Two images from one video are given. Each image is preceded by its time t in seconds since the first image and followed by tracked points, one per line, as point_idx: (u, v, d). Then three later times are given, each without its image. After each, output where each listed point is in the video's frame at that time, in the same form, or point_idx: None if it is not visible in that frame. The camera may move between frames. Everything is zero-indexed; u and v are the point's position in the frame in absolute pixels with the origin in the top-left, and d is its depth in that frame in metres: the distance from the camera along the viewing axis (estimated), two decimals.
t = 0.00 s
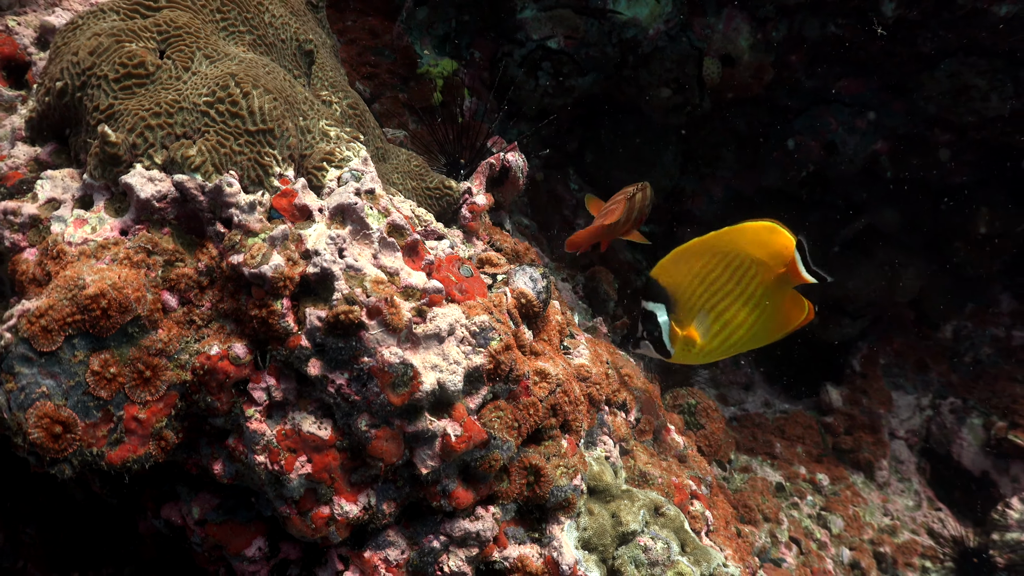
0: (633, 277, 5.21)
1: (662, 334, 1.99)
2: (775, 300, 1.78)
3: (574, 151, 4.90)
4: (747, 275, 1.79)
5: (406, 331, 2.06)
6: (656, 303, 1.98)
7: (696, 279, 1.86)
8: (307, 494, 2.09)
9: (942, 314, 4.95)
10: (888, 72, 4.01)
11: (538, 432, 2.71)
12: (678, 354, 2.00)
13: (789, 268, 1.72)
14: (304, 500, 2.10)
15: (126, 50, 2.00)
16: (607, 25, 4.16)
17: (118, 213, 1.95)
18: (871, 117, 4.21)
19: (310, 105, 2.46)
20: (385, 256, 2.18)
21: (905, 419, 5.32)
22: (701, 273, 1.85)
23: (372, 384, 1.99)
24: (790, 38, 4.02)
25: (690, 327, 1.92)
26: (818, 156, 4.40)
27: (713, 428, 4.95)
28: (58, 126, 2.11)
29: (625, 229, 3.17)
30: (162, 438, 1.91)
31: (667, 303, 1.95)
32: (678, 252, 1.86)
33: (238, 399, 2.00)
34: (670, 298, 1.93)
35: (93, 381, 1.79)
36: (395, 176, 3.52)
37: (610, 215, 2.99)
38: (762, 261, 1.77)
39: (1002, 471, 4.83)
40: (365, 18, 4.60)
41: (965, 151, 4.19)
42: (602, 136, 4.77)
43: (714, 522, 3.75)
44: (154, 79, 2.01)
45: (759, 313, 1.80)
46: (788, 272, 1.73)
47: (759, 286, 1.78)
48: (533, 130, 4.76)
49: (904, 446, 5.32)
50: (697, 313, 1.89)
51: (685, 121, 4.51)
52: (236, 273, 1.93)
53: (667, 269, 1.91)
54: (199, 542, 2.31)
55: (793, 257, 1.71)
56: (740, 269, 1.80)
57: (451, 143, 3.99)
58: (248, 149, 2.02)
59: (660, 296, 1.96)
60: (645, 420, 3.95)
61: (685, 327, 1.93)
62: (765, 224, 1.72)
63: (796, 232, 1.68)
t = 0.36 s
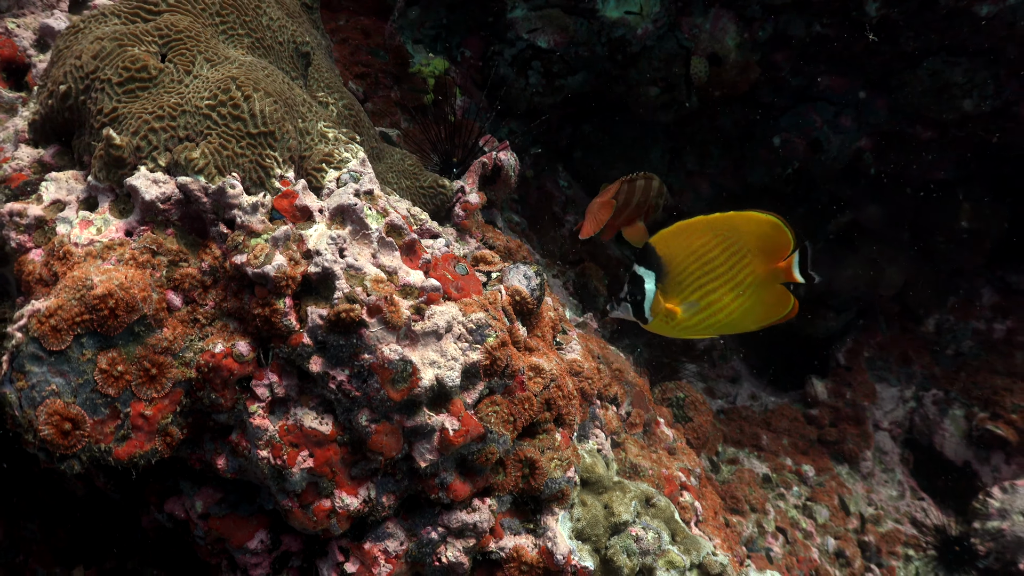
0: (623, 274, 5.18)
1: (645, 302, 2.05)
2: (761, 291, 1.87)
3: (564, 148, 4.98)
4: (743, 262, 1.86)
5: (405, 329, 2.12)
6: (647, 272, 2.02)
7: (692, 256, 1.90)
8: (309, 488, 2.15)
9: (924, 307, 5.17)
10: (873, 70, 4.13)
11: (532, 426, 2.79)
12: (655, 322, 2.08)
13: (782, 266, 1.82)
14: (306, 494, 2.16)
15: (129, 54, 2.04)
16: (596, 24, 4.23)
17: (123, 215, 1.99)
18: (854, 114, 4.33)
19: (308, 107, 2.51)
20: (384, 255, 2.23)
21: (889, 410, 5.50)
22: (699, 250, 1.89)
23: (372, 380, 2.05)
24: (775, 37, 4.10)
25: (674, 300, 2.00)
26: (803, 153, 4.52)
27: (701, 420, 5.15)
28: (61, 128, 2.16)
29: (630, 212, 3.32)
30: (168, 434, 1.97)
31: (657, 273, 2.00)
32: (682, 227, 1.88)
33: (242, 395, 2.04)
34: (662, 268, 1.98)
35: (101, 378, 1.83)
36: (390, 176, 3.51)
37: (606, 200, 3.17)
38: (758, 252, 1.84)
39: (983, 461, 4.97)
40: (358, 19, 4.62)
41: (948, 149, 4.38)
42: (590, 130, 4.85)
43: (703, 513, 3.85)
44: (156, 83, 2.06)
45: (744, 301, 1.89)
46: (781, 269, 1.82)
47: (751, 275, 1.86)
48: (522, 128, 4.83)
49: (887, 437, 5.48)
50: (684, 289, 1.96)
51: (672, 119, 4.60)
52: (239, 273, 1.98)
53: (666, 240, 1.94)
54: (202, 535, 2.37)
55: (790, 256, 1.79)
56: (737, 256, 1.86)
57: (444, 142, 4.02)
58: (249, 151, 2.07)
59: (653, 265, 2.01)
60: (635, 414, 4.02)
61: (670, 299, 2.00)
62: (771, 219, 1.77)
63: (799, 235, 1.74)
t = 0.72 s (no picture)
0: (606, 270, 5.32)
1: (628, 282, 2.08)
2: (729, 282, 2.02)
3: (550, 147, 5.14)
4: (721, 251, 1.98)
5: (397, 323, 2.17)
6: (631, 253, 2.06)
7: (678, 241, 1.99)
8: (304, 478, 2.22)
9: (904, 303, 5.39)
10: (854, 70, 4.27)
11: (521, 418, 2.87)
12: (631, 303, 2.12)
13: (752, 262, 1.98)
14: (301, 484, 2.23)
15: (126, 55, 2.10)
16: (581, 24, 4.31)
17: (121, 212, 2.04)
18: (835, 113, 4.50)
19: (301, 107, 2.57)
20: (377, 251, 2.29)
21: (869, 403, 5.69)
22: (683, 236, 1.98)
23: (366, 373, 2.11)
24: (758, 38, 4.23)
25: (655, 283, 2.06)
26: (786, 151, 4.69)
27: (684, 413, 5.31)
28: (60, 127, 2.22)
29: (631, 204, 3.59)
30: (166, 426, 2.02)
31: (642, 254, 2.04)
32: (669, 210, 1.97)
33: (238, 388, 2.11)
34: (646, 250, 2.03)
35: (102, 372, 1.88)
36: (380, 174, 3.56)
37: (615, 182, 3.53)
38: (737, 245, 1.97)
39: (960, 453, 5.22)
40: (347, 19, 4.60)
41: (928, 147, 4.50)
42: (577, 130, 4.99)
43: (687, 503, 3.98)
44: (153, 83, 2.11)
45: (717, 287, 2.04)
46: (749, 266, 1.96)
47: (725, 265, 2.00)
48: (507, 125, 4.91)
49: (867, 430, 5.65)
50: (667, 272, 2.04)
51: (657, 116, 4.71)
52: (236, 269, 2.03)
53: (654, 223, 1.99)
54: (198, 525, 2.42)
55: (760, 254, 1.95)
56: (717, 245, 1.98)
57: (433, 140, 4.07)
58: (245, 150, 2.12)
59: (639, 246, 2.04)
60: (621, 407, 4.08)
61: (652, 281, 2.06)
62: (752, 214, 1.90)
63: (775, 239, 1.88)
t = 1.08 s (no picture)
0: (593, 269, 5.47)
1: (620, 284, 2.18)
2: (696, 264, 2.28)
3: (538, 145, 5.12)
4: (696, 243, 2.20)
5: (390, 316, 2.24)
6: (624, 256, 2.16)
7: (666, 241, 2.13)
8: (298, 468, 2.27)
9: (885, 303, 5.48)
10: (834, 73, 4.39)
11: (510, 410, 2.94)
12: (619, 300, 2.26)
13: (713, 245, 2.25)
14: (295, 474, 2.28)
15: (125, 53, 2.15)
16: (569, 26, 4.39)
17: (121, 207, 2.09)
18: (817, 115, 4.62)
19: (296, 105, 2.62)
20: (370, 246, 2.36)
21: (850, 401, 5.98)
22: (669, 236, 2.13)
23: (360, 364, 2.18)
24: (742, 40, 4.34)
25: (642, 281, 2.20)
26: (768, 151, 4.82)
27: (670, 409, 5.44)
28: (59, 123, 2.28)
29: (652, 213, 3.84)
30: (164, 416, 2.07)
31: (634, 257, 2.15)
32: (659, 211, 2.09)
33: (234, 379, 2.15)
34: (639, 254, 2.14)
35: (102, 362, 1.93)
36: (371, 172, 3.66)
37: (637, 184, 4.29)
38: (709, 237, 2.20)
39: (939, 449, 5.45)
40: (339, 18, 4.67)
41: (906, 150, 4.67)
42: (562, 129, 4.98)
43: (672, 495, 4.10)
44: (151, 80, 2.16)
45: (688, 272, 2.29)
46: (709, 247, 2.22)
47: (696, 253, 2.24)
48: (494, 127, 4.98)
49: (848, 426, 5.94)
50: (652, 268, 2.19)
51: (644, 118, 4.77)
52: (233, 263, 2.08)
53: (647, 229, 2.10)
54: (193, 514, 2.47)
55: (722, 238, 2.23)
56: (693, 238, 2.19)
57: (422, 139, 4.22)
58: (242, 146, 2.17)
59: (632, 249, 2.15)
60: (608, 401, 4.19)
61: (640, 280, 2.20)
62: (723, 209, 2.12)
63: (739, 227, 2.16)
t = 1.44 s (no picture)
0: (582, 269, 5.62)
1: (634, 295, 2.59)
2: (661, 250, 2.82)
3: (527, 149, 5.28)
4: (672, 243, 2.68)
5: (386, 308, 2.28)
6: (641, 272, 2.54)
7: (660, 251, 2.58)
8: (296, 457, 2.32)
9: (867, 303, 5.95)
10: (820, 78, 4.58)
11: (503, 402, 3.02)
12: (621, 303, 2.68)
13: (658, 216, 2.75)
14: (293, 463, 2.33)
15: (126, 51, 2.23)
16: (558, 30, 4.46)
17: (122, 200, 2.14)
18: (802, 119, 4.82)
19: (293, 103, 2.69)
20: (366, 240, 2.41)
21: (835, 399, 6.15)
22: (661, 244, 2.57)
23: (357, 355, 2.22)
24: (728, 46, 4.49)
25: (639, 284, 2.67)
26: (752, 154, 4.99)
27: (657, 407, 5.52)
28: (60, 119, 2.35)
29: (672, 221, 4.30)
30: (165, 405, 2.11)
31: (645, 266, 2.56)
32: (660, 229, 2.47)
33: (234, 369, 2.20)
34: (651, 264, 2.55)
35: (105, 351, 1.97)
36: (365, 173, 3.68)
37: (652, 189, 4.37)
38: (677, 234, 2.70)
39: (923, 447, 5.51)
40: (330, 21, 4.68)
41: (888, 153, 4.96)
42: (551, 133, 5.17)
43: (661, 488, 4.15)
44: (152, 77, 2.24)
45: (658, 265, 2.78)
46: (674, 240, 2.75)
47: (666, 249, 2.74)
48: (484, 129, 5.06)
49: (834, 425, 6.05)
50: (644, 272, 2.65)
51: (631, 121, 4.95)
52: (233, 255, 2.13)
53: (657, 244, 2.48)
54: (192, 504, 2.52)
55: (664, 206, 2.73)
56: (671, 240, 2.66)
57: (414, 141, 4.19)
58: (242, 142, 2.24)
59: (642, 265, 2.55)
60: (597, 395, 4.26)
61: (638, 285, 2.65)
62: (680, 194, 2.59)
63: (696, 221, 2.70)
